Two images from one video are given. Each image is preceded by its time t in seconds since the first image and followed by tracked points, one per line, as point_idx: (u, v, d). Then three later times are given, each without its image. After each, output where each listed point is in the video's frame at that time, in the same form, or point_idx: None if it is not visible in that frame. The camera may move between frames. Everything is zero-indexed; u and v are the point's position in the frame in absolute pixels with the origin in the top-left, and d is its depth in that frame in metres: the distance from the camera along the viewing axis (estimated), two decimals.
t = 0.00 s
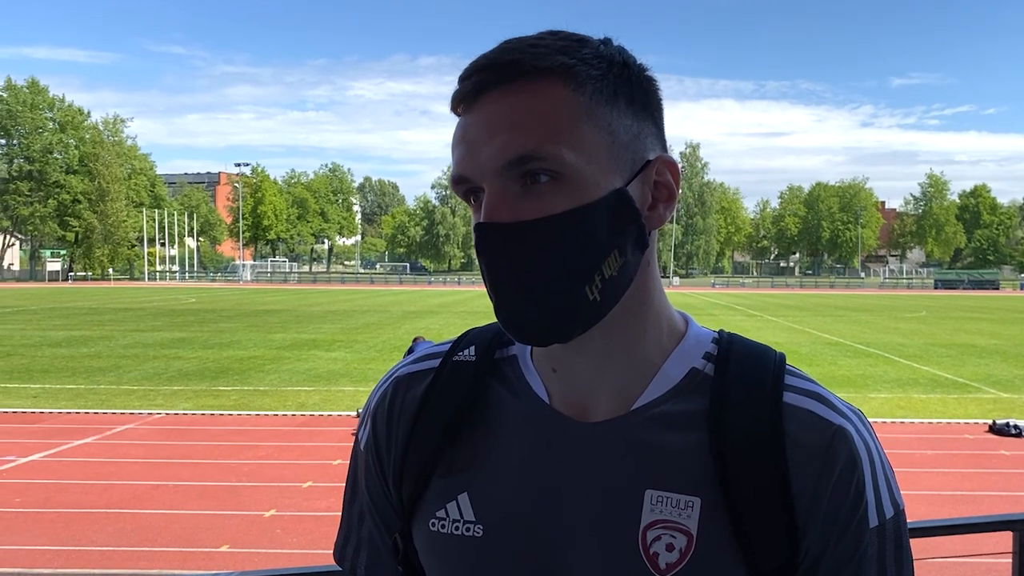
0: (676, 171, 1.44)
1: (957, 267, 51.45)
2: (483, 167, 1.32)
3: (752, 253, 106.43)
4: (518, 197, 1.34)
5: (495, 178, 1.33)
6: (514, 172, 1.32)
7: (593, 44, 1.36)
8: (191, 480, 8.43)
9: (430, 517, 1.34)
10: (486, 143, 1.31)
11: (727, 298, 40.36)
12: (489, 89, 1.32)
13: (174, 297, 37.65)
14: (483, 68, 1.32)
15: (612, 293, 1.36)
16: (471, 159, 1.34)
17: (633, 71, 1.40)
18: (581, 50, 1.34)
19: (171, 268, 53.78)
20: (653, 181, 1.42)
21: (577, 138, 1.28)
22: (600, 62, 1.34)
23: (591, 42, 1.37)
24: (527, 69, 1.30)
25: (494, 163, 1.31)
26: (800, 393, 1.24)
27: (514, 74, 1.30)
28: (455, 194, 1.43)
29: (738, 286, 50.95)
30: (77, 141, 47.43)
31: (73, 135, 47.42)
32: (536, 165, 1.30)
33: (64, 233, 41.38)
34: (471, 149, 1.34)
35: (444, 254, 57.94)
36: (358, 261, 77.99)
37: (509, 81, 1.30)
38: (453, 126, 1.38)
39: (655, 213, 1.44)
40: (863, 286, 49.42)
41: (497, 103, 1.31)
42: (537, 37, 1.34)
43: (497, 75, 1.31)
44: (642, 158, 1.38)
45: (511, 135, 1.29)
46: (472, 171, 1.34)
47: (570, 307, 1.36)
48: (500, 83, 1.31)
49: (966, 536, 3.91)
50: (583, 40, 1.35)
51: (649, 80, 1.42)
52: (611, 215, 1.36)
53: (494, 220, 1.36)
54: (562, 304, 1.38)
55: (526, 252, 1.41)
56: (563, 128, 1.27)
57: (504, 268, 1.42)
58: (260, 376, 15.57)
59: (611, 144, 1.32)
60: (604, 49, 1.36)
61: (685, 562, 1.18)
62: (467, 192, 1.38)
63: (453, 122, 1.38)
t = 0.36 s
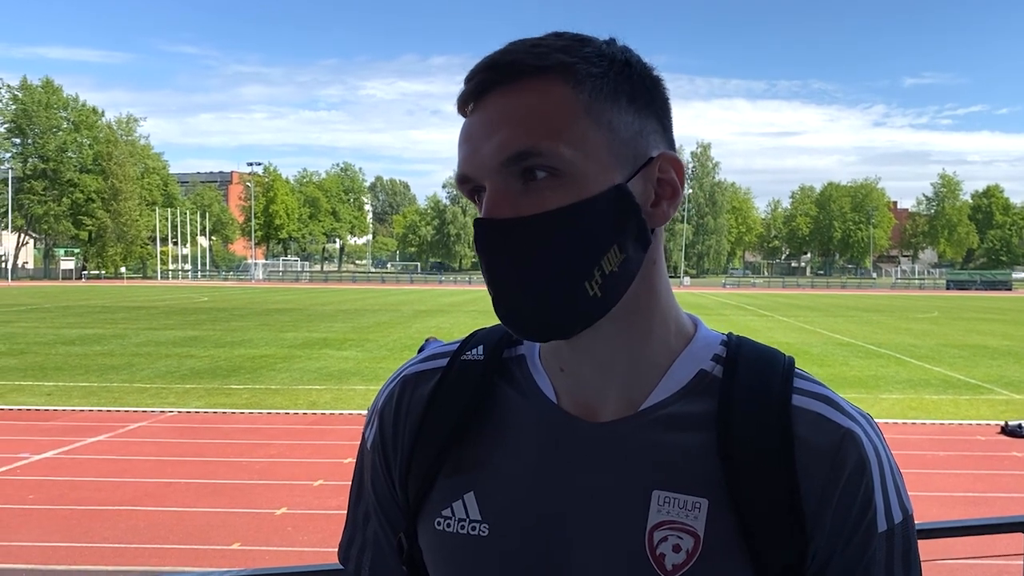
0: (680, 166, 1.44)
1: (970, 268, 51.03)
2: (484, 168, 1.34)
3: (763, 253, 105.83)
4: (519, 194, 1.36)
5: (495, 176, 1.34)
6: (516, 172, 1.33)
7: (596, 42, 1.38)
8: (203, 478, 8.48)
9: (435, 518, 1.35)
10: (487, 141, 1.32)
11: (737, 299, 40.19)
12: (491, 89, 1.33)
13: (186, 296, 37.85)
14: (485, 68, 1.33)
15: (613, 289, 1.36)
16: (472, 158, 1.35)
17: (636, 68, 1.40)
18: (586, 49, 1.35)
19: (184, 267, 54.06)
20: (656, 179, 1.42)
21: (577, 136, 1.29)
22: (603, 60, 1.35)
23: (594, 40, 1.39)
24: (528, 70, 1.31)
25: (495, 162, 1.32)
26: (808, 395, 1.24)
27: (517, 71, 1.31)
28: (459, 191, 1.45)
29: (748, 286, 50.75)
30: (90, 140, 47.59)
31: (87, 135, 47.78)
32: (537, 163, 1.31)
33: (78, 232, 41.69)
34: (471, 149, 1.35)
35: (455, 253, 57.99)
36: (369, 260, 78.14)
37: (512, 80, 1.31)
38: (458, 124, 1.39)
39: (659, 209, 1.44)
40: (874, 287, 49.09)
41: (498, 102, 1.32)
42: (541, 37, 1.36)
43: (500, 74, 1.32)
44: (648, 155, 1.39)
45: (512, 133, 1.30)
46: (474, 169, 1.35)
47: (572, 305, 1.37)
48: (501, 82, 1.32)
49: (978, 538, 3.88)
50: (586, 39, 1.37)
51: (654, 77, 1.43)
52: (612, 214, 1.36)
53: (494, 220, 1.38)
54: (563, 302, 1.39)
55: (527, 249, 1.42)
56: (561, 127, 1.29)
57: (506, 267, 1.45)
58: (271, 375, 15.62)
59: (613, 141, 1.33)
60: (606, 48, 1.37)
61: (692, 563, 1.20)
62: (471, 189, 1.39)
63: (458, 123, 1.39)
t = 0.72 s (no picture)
0: (677, 167, 1.43)
1: (973, 269, 50.93)
2: (480, 170, 1.35)
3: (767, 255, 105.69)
4: (513, 195, 1.37)
5: (490, 176, 1.35)
6: (511, 173, 1.33)
7: (589, 45, 1.39)
8: (207, 481, 8.49)
9: (438, 522, 1.36)
10: (480, 143, 1.33)
11: (741, 300, 40.15)
12: (486, 92, 1.34)
13: (190, 299, 37.91)
14: (480, 74, 1.35)
15: (608, 289, 1.36)
16: (468, 162, 1.35)
17: (631, 68, 1.41)
18: (578, 52, 1.36)
19: (187, 270, 54.16)
20: (651, 177, 1.40)
21: (570, 137, 1.30)
22: (595, 61, 1.36)
23: (587, 43, 1.39)
24: (521, 74, 1.32)
25: (490, 163, 1.33)
26: (811, 399, 1.24)
27: (512, 73, 1.32)
28: (458, 192, 1.45)
29: (752, 288, 50.70)
30: (94, 144, 47.67)
31: (91, 138, 47.86)
32: (529, 163, 1.32)
33: (81, 236, 41.84)
34: (468, 152, 1.36)
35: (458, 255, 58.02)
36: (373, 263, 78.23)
37: (506, 83, 1.32)
38: (455, 130, 1.40)
39: (655, 208, 1.42)
40: (878, 288, 49.00)
41: (494, 104, 1.33)
42: (534, 41, 1.37)
43: (494, 78, 1.33)
44: (645, 154, 1.38)
45: (507, 134, 1.31)
46: (470, 172, 1.36)
47: (569, 307, 1.37)
48: (495, 88, 1.33)
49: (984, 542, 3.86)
50: (580, 40, 1.38)
51: (650, 78, 1.43)
52: (608, 214, 1.36)
53: (490, 220, 1.38)
54: (560, 304, 1.39)
55: (524, 250, 1.42)
56: (553, 128, 1.29)
57: (505, 271, 1.45)
58: (275, 378, 15.63)
59: (607, 142, 1.33)
60: (599, 51, 1.38)
61: (696, 568, 1.19)
62: (469, 191, 1.40)
63: (456, 125, 1.40)
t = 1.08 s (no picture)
0: (686, 173, 1.44)
1: (971, 271, 51.00)
2: (490, 171, 1.35)
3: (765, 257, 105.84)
4: (524, 200, 1.37)
5: (501, 180, 1.36)
6: (521, 175, 1.34)
7: (602, 49, 1.39)
8: (205, 482, 8.48)
9: (442, 521, 1.36)
10: (493, 146, 1.34)
11: (739, 302, 40.17)
12: (500, 94, 1.34)
13: (188, 300, 37.89)
14: (491, 74, 1.35)
15: (617, 295, 1.37)
16: (478, 164, 1.36)
17: (643, 74, 1.42)
18: (592, 55, 1.36)
19: (186, 271, 54.16)
20: (661, 184, 1.42)
21: (582, 142, 1.31)
22: (609, 67, 1.37)
23: (600, 46, 1.40)
24: (534, 77, 1.32)
25: (500, 166, 1.34)
26: (812, 402, 1.25)
27: (524, 76, 1.33)
28: (465, 193, 1.46)
29: (751, 290, 50.71)
30: (92, 145, 47.62)
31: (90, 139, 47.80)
32: (543, 168, 1.33)
33: (80, 237, 41.83)
34: (478, 154, 1.36)
35: (457, 257, 58.03)
36: (371, 264, 78.25)
37: (519, 85, 1.33)
38: (465, 131, 1.40)
39: (663, 214, 1.44)
40: (877, 290, 49.06)
41: (505, 107, 1.34)
42: (547, 44, 1.37)
43: (507, 80, 1.34)
44: (652, 159, 1.40)
45: (518, 136, 1.31)
46: (480, 174, 1.36)
47: (577, 310, 1.37)
48: (509, 89, 1.34)
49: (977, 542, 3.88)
50: (594, 46, 1.38)
51: (659, 83, 1.44)
52: (616, 218, 1.37)
53: (498, 223, 1.39)
54: (568, 307, 1.39)
55: (531, 254, 1.42)
56: (566, 133, 1.30)
57: (511, 272, 1.46)
58: (274, 379, 15.63)
59: (617, 147, 1.34)
60: (612, 55, 1.39)
61: (697, 567, 1.20)
62: (477, 194, 1.41)
63: (466, 126, 1.41)
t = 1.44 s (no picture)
0: (691, 170, 1.45)
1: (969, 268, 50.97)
2: (497, 166, 1.35)
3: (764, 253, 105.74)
4: (533, 194, 1.37)
5: (507, 176, 1.36)
6: (528, 171, 1.34)
7: (608, 43, 1.39)
8: (203, 477, 8.48)
9: (446, 515, 1.37)
10: (501, 142, 1.34)
11: (737, 298, 40.14)
12: (507, 87, 1.34)
13: (186, 295, 37.80)
14: (497, 68, 1.35)
15: (624, 292, 1.37)
16: (484, 157, 1.36)
17: (649, 71, 1.42)
18: (599, 49, 1.36)
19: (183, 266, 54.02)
20: (668, 180, 1.43)
21: (590, 137, 1.31)
22: (615, 60, 1.37)
23: (606, 39, 1.40)
24: (539, 69, 1.32)
25: (509, 160, 1.33)
26: (814, 396, 1.25)
27: (528, 70, 1.32)
28: (470, 188, 1.45)
29: (749, 286, 50.66)
30: (89, 140, 47.38)
31: (87, 134, 47.56)
32: (552, 164, 1.33)
33: (77, 232, 41.65)
34: (483, 146, 1.36)
35: (455, 252, 57.91)
36: (370, 259, 78.18)
37: (526, 81, 1.33)
38: (470, 124, 1.40)
39: (669, 211, 1.45)
40: (875, 286, 49.03)
41: (513, 101, 1.33)
42: (551, 37, 1.37)
43: (514, 71, 1.33)
44: (658, 156, 1.40)
45: (527, 131, 1.31)
46: (486, 168, 1.36)
47: (582, 306, 1.38)
48: (515, 83, 1.34)
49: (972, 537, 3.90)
50: (600, 38, 1.38)
51: (663, 77, 1.45)
52: (622, 214, 1.37)
53: (506, 219, 1.39)
54: (570, 302, 1.40)
55: (537, 250, 1.43)
56: (574, 128, 1.30)
57: (516, 266, 1.46)
58: (272, 374, 15.61)
59: (626, 143, 1.34)
60: (618, 50, 1.38)
61: (698, 560, 1.21)
62: (483, 188, 1.41)
63: (471, 120, 1.41)
